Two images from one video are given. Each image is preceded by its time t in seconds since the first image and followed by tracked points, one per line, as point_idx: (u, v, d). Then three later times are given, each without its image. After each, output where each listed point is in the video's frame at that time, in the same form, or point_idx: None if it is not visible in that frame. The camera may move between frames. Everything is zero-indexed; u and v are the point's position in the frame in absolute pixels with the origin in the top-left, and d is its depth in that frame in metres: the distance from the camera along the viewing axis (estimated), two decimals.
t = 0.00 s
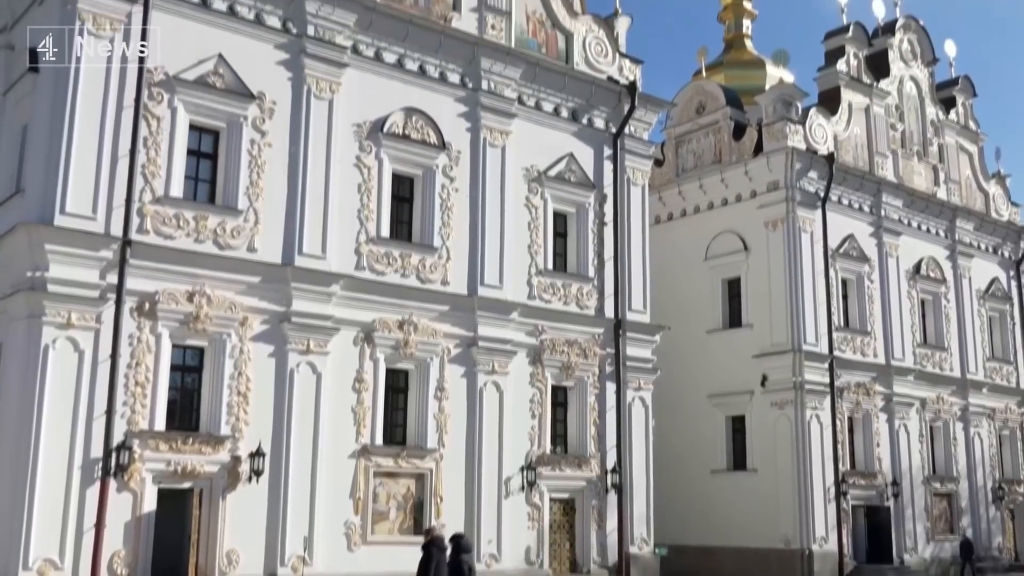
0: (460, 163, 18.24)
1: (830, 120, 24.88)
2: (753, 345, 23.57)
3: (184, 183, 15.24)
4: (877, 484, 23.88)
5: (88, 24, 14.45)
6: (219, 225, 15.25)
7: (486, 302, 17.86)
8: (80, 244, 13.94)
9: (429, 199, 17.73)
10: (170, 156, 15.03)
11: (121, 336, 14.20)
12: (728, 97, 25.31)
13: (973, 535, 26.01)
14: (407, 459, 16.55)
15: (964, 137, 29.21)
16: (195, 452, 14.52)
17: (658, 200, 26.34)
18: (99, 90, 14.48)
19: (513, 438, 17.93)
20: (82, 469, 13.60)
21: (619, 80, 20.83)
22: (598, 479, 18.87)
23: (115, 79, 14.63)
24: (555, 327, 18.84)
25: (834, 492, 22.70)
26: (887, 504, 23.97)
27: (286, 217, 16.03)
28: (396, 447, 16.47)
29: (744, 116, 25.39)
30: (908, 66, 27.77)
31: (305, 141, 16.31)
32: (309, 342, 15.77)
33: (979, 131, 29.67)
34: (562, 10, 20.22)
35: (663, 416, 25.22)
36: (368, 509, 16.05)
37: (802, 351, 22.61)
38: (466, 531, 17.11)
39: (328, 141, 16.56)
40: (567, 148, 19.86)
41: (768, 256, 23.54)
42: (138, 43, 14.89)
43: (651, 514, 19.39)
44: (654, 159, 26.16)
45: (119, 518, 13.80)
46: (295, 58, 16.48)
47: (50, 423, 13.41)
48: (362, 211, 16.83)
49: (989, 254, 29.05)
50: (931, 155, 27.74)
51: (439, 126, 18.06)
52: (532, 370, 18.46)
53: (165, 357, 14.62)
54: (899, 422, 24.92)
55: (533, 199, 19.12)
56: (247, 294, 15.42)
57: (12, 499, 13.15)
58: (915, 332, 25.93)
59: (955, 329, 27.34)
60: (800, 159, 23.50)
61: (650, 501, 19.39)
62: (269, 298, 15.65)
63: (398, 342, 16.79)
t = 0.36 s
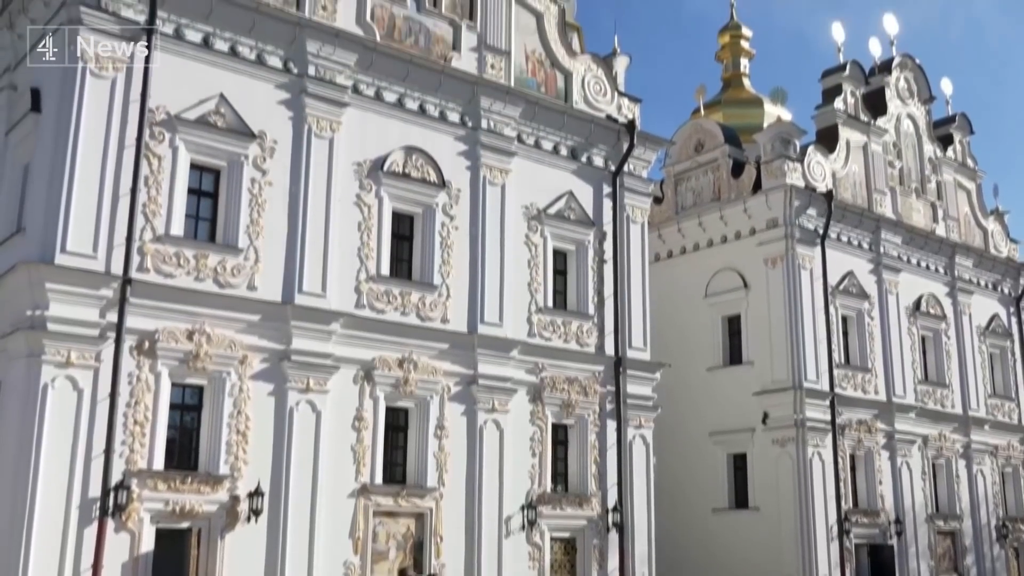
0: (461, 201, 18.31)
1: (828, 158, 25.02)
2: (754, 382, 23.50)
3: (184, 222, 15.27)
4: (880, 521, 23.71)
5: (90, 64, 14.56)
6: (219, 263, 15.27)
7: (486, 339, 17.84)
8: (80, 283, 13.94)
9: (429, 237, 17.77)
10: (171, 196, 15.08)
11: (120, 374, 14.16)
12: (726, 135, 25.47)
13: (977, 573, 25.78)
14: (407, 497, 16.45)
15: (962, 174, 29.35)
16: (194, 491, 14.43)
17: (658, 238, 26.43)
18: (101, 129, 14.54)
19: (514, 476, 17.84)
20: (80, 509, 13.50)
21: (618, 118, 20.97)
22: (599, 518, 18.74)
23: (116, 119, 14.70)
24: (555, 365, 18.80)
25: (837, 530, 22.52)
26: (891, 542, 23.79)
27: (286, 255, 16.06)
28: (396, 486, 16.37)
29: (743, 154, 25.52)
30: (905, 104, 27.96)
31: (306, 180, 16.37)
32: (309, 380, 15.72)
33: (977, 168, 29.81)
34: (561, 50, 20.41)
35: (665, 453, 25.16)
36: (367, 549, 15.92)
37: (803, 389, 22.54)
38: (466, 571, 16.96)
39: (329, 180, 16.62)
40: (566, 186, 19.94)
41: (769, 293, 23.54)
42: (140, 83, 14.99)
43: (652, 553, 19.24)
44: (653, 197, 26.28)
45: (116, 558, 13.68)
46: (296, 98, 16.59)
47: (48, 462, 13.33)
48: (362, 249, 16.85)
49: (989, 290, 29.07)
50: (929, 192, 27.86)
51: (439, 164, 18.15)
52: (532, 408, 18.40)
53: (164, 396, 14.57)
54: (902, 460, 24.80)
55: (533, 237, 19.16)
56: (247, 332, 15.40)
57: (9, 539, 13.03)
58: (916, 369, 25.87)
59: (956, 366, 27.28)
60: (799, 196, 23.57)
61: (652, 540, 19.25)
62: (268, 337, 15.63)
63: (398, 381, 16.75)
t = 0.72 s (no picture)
0: (461, 245, 18.34)
1: (826, 202, 25.12)
2: (755, 427, 23.40)
3: (185, 267, 15.29)
4: (884, 567, 23.48)
5: (94, 111, 14.65)
6: (219, 308, 15.26)
7: (486, 384, 17.78)
8: (80, 328, 13.91)
9: (428, 282, 17.78)
10: (171, 241, 15.11)
11: (119, 420, 14.08)
12: (725, 180, 25.60)
13: None
14: (407, 544, 16.29)
15: (961, 217, 29.46)
16: (192, 538, 14.29)
17: (657, 281, 26.46)
18: (103, 174, 14.57)
19: (514, 522, 17.69)
20: (76, 557, 13.35)
21: (617, 163, 21.11)
22: (601, 564, 18.56)
23: (118, 165, 14.75)
24: (556, 409, 18.72)
25: None
26: None
27: (286, 300, 16.05)
28: (396, 532, 16.22)
29: (742, 198, 25.63)
30: (902, 148, 28.14)
31: (306, 224, 16.41)
32: (308, 426, 15.64)
33: (975, 212, 29.93)
34: (560, 95, 20.59)
35: (667, 498, 25.00)
36: None
37: (804, 433, 22.41)
38: None
39: (329, 225, 16.67)
40: (565, 231, 19.99)
41: (769, 337, 23.50)
42: (141, 129, 15.07)
43: None
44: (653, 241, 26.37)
45: None
46: (297, 143, 16.69)
47: (45, 508, 13.20)
48: (362, 294, 16.86)
49: (990, 333, 29.05)
50: (928, 235, 27.95)
51: (439, 209, 18.21)
52: (533, 454, 18.29)
53: (163, 442, 14.48)
54: (905, 504, 24.62)
55: (533, 281, 19.18)
56: (246, 377, 15.35)
57: None
58: (917, 413, 25.76)
59: (959, 410, 27.18)
60: (798, 240, 23.62)
61: None
62: (268, 382, 15.57)
63: (398, 426, 16.66)
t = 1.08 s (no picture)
0: (460, 290, 18.36)
1: (825, 245, 25.20)
2: (757, 471, 23.26)
3: (185, 312, 15.28)
4: None
5: (96, 157, 14.73)
6: (218, 353, 15.24)
7: (487, 429, 17.71)
8: (79, 374, 13.87)
9: (428, 326, 17.77)
10: (171, 286, 15.12)
11: (117, 467, 13.98)
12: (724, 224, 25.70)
13: None
14: None
15: (960, 260, 29.53)
16: None
17: (657, 325, 26.46)
18: (103, 219, 14.61)
19: (515, 569, 17.53)
20: None
21: (617, 207, 21.22)
22: None
23: (119, 211, 14.80)
24: (557, 454, 18.62)
25: None
26: None
27: (286, 344, 16.04)
28: None
29: (741, 242, 25.71)
30: (900, 192, 28.29)
31: (306, 269, 16.44)
32: (307, 471, 15.55)
33: (974, 255, 30.00)
34: (559, 141, 20.74)
35: (669, 544, 24.79)
36: None
37: (806, 477, 22.27)
38: None
39: (329, 270, 16.69)
40: (565, 275, 20.03)
41: (770, 380, 23.43)
42: (143, 175, 15.14)
43: None
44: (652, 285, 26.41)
45: None
46: (298, 189, 16.77)
47: (41, 556, 13.05)
48: (362, 339, 16.83)
49: (991, 376, 28.99)
50: (927, 278, 27.99)
51: (439, 254, 18.26)
52: (534, 499, 18.16)
53: (161, 488, 14.37)
54: (909, 549, 24.40)
55: (533, 325, 19.18)
56: (246, 423, 15.29)
57: None
58: (920, 457, 25.62)
59: (961, 453, 27.04)
60: (798, 283, 23.65)
61: None
62: (268, 428, 15.51)
63: (397, 471, 16.56)
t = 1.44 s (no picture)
0: (460, 326, 18.35)
1: (825, 281, 25.22)
2: (758, 508, 23.13)
3: (184, 349, 15.27)
4: None
5: (97, 195, 14.77)
6: (218, 390, 15.20)
7: (487, 466, 17.63)
8: (77, 411, 13.82)
9: (428, 363, 17.74)
10: (171, 323, 15.12)
11: (115, 505, 13.89)
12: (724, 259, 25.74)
13: None
14: None
15: (960, 295, 29.55)
16: None
17: (657, 361, 26.42)
18: (104, 256, 14.62)
19: None
20: None
21: (617, 243, 21.27)
22: None
23: (120, 248, 14.82)
24: (557, 491, 18.51)
25: None
26: None
27: (286, 381, 16.00)
28: None
29: (741, 277, 25.74)
30: (899, 227, 28.37)
31: (306, 306, 16.44)
32: (307, 509, 15.45)
33: (974, 290, 30.02)
34: (559, 178, 20.83)
35: None
36: None
37: (808, 514, 22.15)
38: None
39: (329, 306, 16.69)
40: (565, 311, 20.03)
41: (771, 416, 23.36)
42: (144, 213, 15.19)
43: None
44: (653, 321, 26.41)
45: None
46: (298, 226, 16.81)
47: None
48: (361, 376, 16.80)
49: (993, 411, 28.89)
50: (927, 313, 27.99)
51: (439, 290, 18.28)
52: (534, 537, 18.04)
53: (159, 526, 14.26)
54: None
55: (533, 361, 19.15)
56: (245, 460, 15.22)
57: None
58: (923, 492, 25.48)
59: (964, 489, 26.89)
60: (798, 319, 23.65)
61: None
62: (267, 465, 15.43)
63: (397, 509, 16.46)
